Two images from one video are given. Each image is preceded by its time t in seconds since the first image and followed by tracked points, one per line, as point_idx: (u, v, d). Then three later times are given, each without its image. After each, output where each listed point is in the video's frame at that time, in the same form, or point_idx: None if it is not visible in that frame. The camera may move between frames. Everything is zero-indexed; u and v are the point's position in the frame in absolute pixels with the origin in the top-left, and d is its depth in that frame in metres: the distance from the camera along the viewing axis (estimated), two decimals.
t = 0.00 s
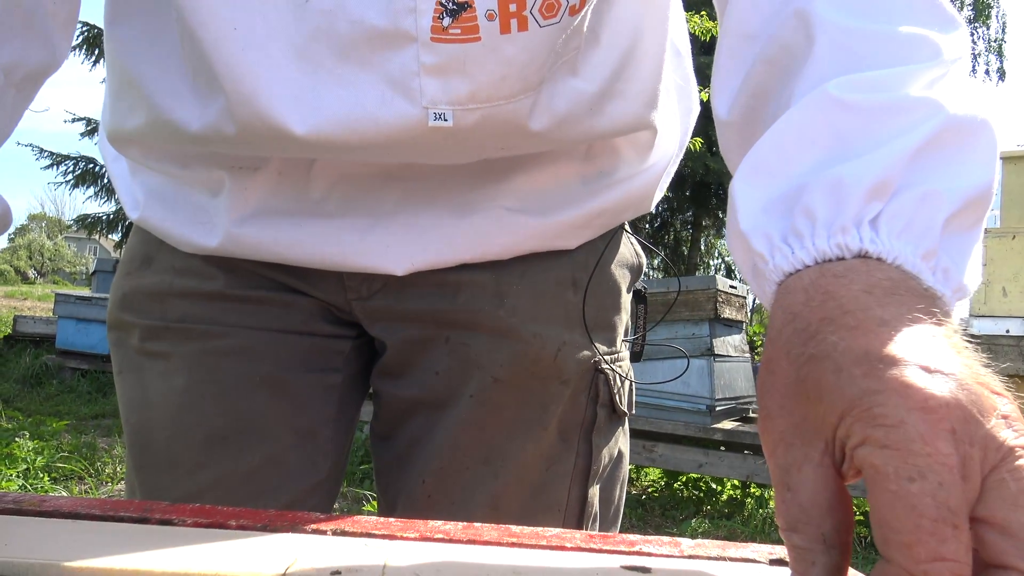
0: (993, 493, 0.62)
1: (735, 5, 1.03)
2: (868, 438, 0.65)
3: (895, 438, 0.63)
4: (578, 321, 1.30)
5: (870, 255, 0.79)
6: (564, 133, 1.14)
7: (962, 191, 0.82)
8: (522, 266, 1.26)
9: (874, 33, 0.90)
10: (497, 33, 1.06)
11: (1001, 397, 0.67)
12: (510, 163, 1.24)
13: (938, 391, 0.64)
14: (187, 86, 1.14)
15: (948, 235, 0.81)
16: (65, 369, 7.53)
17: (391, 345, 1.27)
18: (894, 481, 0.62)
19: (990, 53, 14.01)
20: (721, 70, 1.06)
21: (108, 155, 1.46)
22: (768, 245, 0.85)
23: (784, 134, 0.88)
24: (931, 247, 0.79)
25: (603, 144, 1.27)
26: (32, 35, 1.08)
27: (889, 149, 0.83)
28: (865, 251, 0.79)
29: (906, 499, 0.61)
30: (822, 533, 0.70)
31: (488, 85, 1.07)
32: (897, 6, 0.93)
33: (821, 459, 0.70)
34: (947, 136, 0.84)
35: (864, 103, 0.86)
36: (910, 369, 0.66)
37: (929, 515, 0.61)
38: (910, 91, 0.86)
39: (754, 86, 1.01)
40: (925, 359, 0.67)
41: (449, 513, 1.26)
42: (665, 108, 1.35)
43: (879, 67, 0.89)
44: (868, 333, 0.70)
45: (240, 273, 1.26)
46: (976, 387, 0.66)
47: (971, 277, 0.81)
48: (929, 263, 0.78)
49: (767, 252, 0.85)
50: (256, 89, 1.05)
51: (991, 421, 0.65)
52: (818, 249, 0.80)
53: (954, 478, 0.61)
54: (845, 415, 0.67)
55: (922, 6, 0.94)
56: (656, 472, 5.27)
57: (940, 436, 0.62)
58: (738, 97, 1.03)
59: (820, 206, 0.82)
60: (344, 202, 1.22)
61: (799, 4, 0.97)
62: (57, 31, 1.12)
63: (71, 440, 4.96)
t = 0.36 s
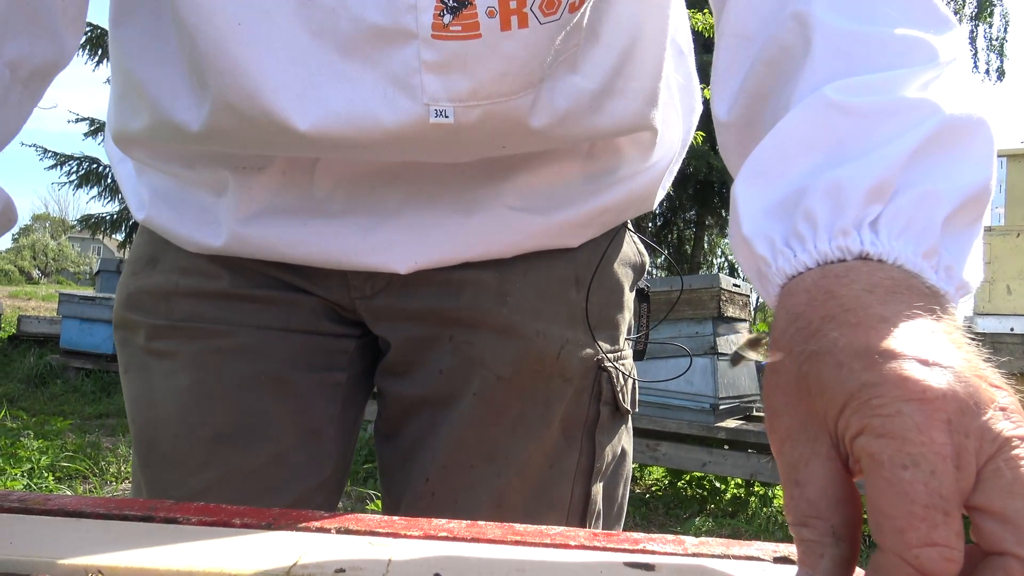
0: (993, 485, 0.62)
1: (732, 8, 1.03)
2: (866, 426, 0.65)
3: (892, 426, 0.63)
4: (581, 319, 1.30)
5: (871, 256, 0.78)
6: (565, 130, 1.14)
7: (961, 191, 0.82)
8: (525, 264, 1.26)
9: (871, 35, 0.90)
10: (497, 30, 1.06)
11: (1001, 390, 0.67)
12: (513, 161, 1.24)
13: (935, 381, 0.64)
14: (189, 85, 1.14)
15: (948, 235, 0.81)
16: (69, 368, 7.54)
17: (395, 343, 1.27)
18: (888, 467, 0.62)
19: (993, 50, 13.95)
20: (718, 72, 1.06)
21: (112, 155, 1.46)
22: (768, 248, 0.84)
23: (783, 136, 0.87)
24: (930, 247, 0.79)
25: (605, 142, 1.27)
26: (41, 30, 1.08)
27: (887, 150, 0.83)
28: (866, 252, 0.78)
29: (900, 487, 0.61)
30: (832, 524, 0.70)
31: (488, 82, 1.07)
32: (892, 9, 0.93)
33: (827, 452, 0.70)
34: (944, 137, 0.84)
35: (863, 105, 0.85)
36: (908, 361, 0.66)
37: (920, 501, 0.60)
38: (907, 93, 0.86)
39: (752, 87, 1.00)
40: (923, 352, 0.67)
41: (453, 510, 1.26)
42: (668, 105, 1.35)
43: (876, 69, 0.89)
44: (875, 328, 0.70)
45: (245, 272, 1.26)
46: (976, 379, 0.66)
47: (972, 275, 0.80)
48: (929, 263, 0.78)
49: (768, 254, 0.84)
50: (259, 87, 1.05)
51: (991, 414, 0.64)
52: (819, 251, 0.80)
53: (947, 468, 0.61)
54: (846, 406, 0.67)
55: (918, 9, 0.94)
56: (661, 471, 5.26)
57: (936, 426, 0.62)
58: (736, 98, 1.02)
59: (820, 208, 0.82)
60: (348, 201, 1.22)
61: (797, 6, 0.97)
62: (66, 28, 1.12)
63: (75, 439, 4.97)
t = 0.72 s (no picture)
0: (989, 472, 0.62)
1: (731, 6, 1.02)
2: (858, 415, 0.65)
3: (882, 414, 0.63)
4: (581, 314, 1.30)
5: (869, 258, 0.78)
6: (564, 127, 1.14)
7: (957, 190, 0.82)
8: (525, 259, 1.26)
9: (866, 35, 0.89)
10: (497, 28, 1.06)
11: (997, 380, 0.67)
12: (513, 157, 1.23)
13: (930, 371, 0.64)
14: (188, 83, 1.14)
15: (946, 234, 0.81)
16: (73, 367, 7.56)
17: (396, 339, 1.27)
18: (876, 455, 0.62)
19: (995, 42, 13.91)
20: (716, 75, 1.04)
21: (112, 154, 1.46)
22: (768, 252, 0.84)
23: (780, 139, 0.87)
24: (928, 247, 0.78)
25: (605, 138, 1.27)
26: (35, 29, 1.08)
27: (883, 152, 0.83)
28: (864, 254, 0.78)
29: (886, 473, 0.61)
30: (843, 518, 0.69)
31: (489, 80, 1.07)
32: (888, 8, 0.93)
33: (834, 447, 0.70)
34: (940, 136, 0.84)
35: (858, 107, 0.85)
36: (903, 351, 0.66)
37: (906, 488, 0.61)
38: (902, 94, 0.86)
39: (751, 90, 0.99)
40: (917, 343, 0.67)
41: (455, 505, 1.26)
42: (665, 101, 1.35)
43: (871, 69, 0.89)
44: (875, 320, 0.70)
45: (246, 270, 1.26)
46: (971, 370, 0.66)
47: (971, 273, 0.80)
48: (927, 263, 0.78)
49: (769, 258, 0.84)
50: (258, 84, 1.05)
51: (986, 403, 0.64)
52: (817, 254, 0.80)
53: (936, 455, 0.61)
54: (842, 398, 0.67)
55: (913, 8, 0.94)
56: (664, 465, 5.26)
57: (927, 415, 0.62)
58: (735, 99, 1.01)
59: (818, 211, 0.82)
60: (349, 198, 1.22)
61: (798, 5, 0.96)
62: (59, 26, 1.12)
63: (80, 438, 4.98)
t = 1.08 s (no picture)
0: (989, 476, 0.62)
1: None
2: (862, 421, 0.65)
3: (884, 421, 0.63)
4: (582, 311, 1.30)
5: (883, 255, 0.77)
6: (566, 121, 1.13)
7: (972, 183, 0.81)
8: (526, 255, 1.26)
9: (877, 29, 0.89)
10: (498, 16, 1.06)
11: (1009, 386, 0.66)
12: (514, 153, 1.23)
13: (933, 377, 0.64)
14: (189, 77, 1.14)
15: (961, 228, 0.80)
16: (76, 362, 7.59)
17: (397, 336, 1.27)
18: (876, 462, 0.62)
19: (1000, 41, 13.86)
20: (728, 66, 1.04)
21: (113, 150, 1.46)
22: (781, 250, 0.84)
23: (790, 137, 0.87)
24: (942, 243, 0.78)
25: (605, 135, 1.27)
26: (35, 23, 1.09)
27: (895, 147, 0.82)
28: (877, 252, 0.78)
29: (884, 480, 0.61)
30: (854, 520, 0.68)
31: (489, 70, 1.07)
32: None
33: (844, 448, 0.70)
34: (954, 130, 0.83)
35: (870, 102, 0.85)
36: (909, 360, 0.66)
37: (903, 495, 0.61)
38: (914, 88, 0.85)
39: (766, 77, 0.99)
40: (925, 348, 0.67)
41: (456, 502, 1.26)
42: (665, 98, 1.34)
43: (883, 64, 0.88)
44: (879, 322, 0.70)
45: (246, 265, 1.26)
46: (979, 376, 0.65)
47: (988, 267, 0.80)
48: (942, 259, 0.77)
49: (781, 256, 0.84)
50: (258, 72, 1.05)
51: (993, 410, 0.64)
52: (830, 252, 0.79)
53: (935, 463, 0.61)
54: (848, 402, 0.67)
55: None
56: (665, 464, 5.26)
57: (930, 422, 0.62)
58: (748, 89, 1.01)
59: (830, 209, 0.81)
60: (350, 192, 1.22)
61: None
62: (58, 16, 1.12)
63: (83, 433, 5.00)
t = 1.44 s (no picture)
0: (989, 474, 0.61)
1: None
2: (884, 379, 0.65)
3: (908, 377, 0.63)
4: (583, 310, 1.30)
5: (915, 232, 0.77)
6: (564, 122, 1.13)
7: (1001, 165, 0.81)
8: (527, 254, 1.26)
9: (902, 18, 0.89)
10: (494, 20, 1.06)
11: None
12: (514, 152, 1.23)
13: (960, 342, 0.64)
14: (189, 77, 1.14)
15: (990, 209, 0.80)
16: (78, 362, 7.60)
17: (398, 335, 1.27)
18: (897, 417, 0.62)
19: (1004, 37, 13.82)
20: (741, 60, 1.04)
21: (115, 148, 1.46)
22: (810, 227, 0.84)
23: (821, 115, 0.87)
24: (973, 223, 0.78)
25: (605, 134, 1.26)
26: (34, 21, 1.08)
27: (927, 127, 0.82)
28: (909, 228, 0.77)
29: (905, 433, 0.61)
30: (863, 484, 0.68)
31: (487, 72, 1.07)
32: None
33: (859, 414, 0.69)
34: (981, 113, 0.83)
35: (901, 83, 0.85)
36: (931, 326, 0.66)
37: (923, 448, 0.60)
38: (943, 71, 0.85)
39: (779, 78, 0.99)
40: (951, 317, 0.67)
41: (458, 501, 1.26)
42: (664, 99, 1.34)
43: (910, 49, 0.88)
44: (899, 300, 0.69)
45: (247, 265, 1.26)
46: (1001, 347, 0.66)
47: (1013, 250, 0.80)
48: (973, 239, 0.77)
49: (809, 234, 0.83)
50: (257, 75, 1.05)
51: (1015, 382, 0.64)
52: (860, 228, 0.79)
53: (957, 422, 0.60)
54: (871, 363, 0.67)
55: None
56: (668, 461, 5.26)
57: (953, 382, 0.62)
58: (762, 87, 1.01)
59: (861, 186, 0.81)
60: (350, 191, 1.22)
61: None
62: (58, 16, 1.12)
63: (86, 433, 5.01)
